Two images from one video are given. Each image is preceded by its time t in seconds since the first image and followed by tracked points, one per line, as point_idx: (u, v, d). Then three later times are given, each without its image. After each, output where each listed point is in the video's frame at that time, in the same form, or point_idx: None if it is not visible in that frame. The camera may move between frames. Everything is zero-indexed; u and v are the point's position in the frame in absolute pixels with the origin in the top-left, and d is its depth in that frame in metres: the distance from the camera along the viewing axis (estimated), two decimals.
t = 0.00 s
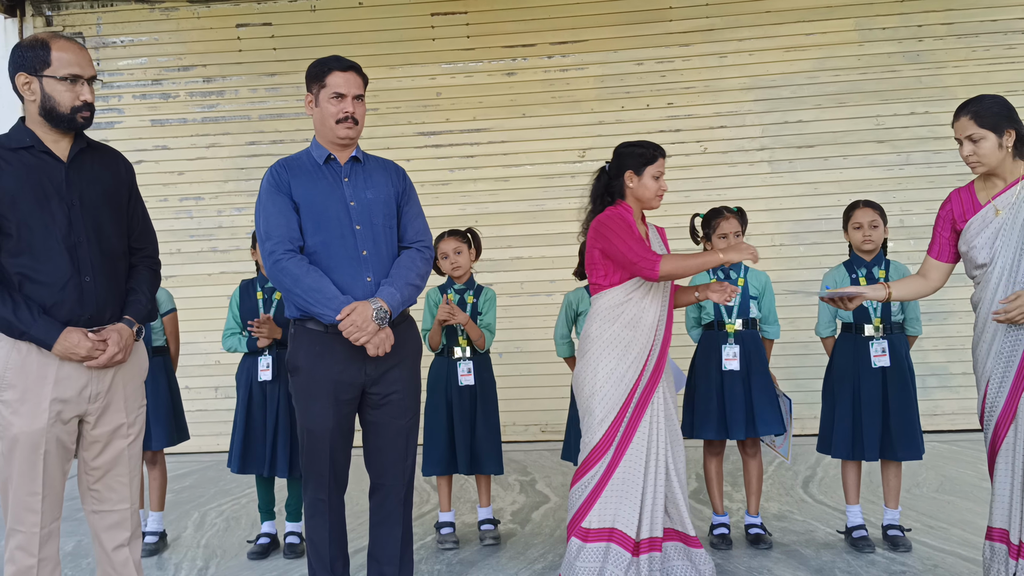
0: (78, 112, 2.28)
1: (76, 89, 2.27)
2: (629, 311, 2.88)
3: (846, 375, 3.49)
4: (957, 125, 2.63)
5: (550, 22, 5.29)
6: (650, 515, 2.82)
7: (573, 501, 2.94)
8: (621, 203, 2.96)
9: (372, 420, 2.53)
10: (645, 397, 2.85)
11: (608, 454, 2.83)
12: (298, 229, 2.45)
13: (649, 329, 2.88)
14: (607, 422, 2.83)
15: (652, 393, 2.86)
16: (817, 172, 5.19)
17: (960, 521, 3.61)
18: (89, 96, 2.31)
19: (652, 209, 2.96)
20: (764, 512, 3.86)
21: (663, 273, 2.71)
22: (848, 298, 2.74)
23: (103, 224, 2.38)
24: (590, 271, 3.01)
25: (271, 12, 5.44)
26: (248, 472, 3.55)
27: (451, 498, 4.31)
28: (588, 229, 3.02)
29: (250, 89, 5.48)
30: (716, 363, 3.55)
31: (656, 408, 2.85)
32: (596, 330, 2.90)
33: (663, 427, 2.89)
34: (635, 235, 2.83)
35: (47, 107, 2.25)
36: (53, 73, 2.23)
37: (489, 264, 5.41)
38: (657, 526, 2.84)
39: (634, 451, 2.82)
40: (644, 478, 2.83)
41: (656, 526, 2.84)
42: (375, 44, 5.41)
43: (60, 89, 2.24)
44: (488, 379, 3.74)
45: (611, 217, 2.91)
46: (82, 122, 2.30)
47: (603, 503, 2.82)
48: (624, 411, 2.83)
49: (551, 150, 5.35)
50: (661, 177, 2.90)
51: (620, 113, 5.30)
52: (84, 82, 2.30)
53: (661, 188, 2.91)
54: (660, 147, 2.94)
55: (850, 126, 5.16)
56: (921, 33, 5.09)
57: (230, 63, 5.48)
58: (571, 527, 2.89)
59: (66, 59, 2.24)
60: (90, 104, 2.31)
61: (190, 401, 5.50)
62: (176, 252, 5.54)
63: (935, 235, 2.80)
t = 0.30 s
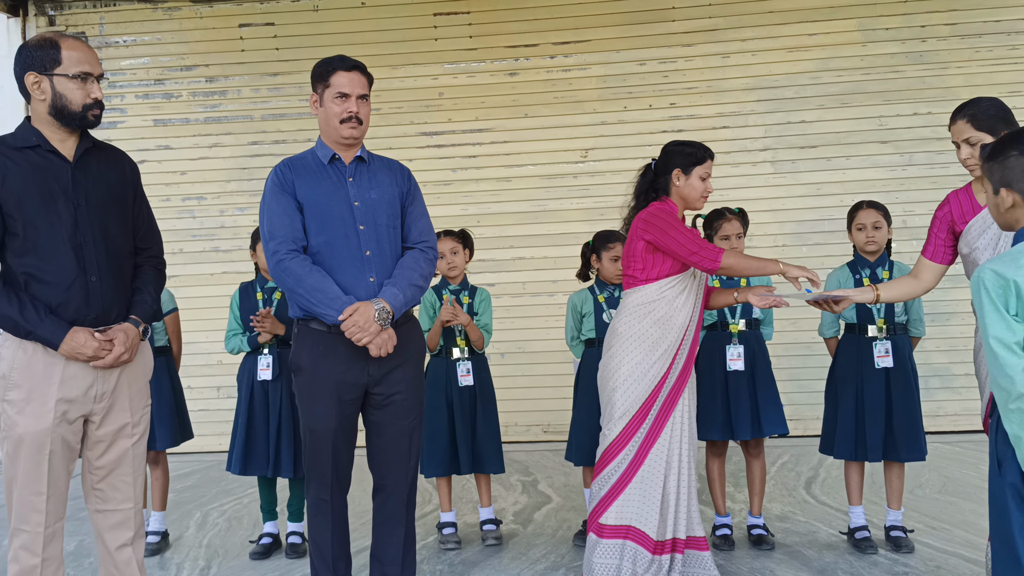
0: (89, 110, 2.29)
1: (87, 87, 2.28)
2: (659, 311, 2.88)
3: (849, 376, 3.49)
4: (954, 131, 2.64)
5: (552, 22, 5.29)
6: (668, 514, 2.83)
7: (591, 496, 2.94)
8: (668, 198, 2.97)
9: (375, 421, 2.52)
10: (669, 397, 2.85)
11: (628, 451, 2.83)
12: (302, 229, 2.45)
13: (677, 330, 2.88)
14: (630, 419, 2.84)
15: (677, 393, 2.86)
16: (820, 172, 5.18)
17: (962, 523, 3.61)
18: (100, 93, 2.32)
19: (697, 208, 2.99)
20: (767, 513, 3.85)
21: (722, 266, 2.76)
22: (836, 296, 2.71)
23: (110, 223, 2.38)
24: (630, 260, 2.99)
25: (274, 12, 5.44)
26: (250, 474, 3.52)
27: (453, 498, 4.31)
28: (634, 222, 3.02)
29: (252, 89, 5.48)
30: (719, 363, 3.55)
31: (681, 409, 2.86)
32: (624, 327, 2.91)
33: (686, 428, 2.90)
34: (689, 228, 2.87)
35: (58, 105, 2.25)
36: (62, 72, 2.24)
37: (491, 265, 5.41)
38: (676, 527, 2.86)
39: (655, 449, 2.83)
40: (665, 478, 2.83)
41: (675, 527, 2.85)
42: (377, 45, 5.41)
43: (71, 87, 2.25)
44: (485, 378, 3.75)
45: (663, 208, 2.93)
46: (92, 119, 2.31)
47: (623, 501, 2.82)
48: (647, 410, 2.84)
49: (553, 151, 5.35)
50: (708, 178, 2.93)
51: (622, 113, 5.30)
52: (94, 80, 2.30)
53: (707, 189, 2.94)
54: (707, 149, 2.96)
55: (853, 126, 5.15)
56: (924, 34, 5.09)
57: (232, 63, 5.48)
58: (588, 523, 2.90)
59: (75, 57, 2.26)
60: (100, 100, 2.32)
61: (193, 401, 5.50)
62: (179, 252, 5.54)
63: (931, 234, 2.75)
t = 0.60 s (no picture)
0: (94, 104, 2.28)
1: (91, 82, 2.27)
2: (672, 313, 2.89)
3: (853, 377, 3.49)
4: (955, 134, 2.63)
5: (556, 23, 5.29)
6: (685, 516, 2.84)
7: (606, 499, 2.94)
8: (681, 201, 2.97)
9: (379, 420, 2.52)
10: (684, 400, 2.86)
11: (643, 453, 2.85)
12: (307, 228, 2.45)
13: (691, 332, 2.89)
14: (644, 422, 2.85)
15: (691, 396, 2.87)
16: (824, 173, 5.18)
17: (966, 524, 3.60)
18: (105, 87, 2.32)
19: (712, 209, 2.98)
20: (770, 514, 3.85)
21: (729, 277, 2.76)
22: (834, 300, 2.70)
23: (116, 222, 2.38)
24: (642, 263, 3.00)
25: (278, 12, 5.44)
26: (252, 474, 3.51)
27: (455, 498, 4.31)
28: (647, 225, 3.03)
29: (256, 88, 5.48)
30: (723, 364, 3.55)
31: (695, 412, 2.87)
32: (637, 330, 2.92)
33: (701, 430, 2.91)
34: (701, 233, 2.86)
35: (62, 102, 2.25)
36: (66, 67, 2.24)
37: (494, 265, 5.41)
38: (694, 529, 2.85)
39: (671, 452, 2.84)
40: (680, 480, 2.84)
41: (692, 529, 2.86)
42: (381, 44, 5.41)
43: (75, 83, 2.25)
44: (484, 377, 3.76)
45: (675, 212, 2.92)
46: (98, 114, 2.30)
47: (639, 504, 2.83)
48: (662, 412, 2.85)
49: (557, 151, 5.35)
50: (722, 178, 2.92)
51: (626, 114, 5.29)
52: (98, 75, 2.30)
53: (722, 189, 2.92)
54: (722, 148, 2.94)
55: (857, 127, 5.15)
56: (929, 35, 5.08)
57: (237, 62, 5.49)
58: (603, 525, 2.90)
59: (77, 53, 2.26)
60: (105, 95, 2.32)
61: (195, 400, 5.50)
62: (182, 251, 5.55)
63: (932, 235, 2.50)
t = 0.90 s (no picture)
0: (96, 103, 2.28)
1: (93, 80, 2.27)
2: (670, 313, 2.88)
3: (856, 376, 3.48)
4: (964, 130, 2.64)
5: (559, 23, 5.28)
6: (687, 517, 2.83)
7: (607, 500, 2.93)
8: (680, 200, 2.96)
9: (382, 420, 2.52)
10: (684, 401, 2.86)
11: (644, 454, 2.84)
12: (310, 228, 2.45)
13: (690, 333, 2.88)
14: (644, 423, 2.85)
15: (692, 397, 2.86)
16: (827, 173, 5.17)
17: (970, 525, 3.59)
18: (107, 85, 2.31)
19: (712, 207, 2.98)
20: (773, 514, 3.84)
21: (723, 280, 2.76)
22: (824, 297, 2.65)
23: (119, 222, 2.37)
24: (640, 264, 3.02)
25: (281, 11, 5.44)
26: (253, 473, 3.52)
27: (458, 498, 4.30)
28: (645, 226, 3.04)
29: (259, 88, 5.48)
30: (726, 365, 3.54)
31: (696, 412, 2.87)
32: (637, 331, 2.91)
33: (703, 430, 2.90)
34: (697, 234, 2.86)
35: (65, 101, 2.25)
36: (67, 67, 2.24)
37: (496, 265, 5.40)
38: (697, 531, 2.84)
39: (671, 453, 2.84)
40: (681, 481, 2.84)
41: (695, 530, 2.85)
42: (384, 44, 5.41)
43: (77, 81, 2.24)
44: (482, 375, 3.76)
45: (670, 213, 2.92)
46: (100, 113, 2.30)
47: (640, 506, 2.83)
48: (663, 413, 2.85)
49: (560, 151, 5.34)
50: (721, 175, 2.91)
51: (629, 113, 5.29)
52: (100, 73, 2.30)
53: (721, 187, 2.91)
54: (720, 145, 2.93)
55: (861, 128, 5.14)
56: (932, 35, 5.07)
57: (240, 61, 5.49)
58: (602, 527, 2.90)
59: (79, 51, 2.26)
60: (108, 93, 2.31)
61: (198, 400, 5.50)
62: (185, 251, 5.55)
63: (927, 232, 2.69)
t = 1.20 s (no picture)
0: (103, 107, 2.28)
1: (101, 84, 2.27)
2: (662, 313, 2.87)
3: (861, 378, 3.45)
4: (984, 126, 2.60)
5: (562, 23, 5.28)
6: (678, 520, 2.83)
7: (595, 503, 2.93)
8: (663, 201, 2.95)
9: (385, 420, 2.52)
10: (675, 402, 2.84)
11: (634, 456, 2.84)
12: (313, 227, 2.44)
13: (681, 335, 2.86)
14: (635, 424, 2.84)
15: (682, 398, 2.85)
16: (831, 174, 5.16)
17: (973, 526, 3.58)
18: (115, 90, 2.31)
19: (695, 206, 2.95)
20: (776, 515, 3.84)
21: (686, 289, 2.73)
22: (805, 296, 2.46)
23: (122, 221, 2.37)
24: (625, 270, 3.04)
25: (284, 11, 5.45)
26: (257, 473, 3.52)
27: (460, 498, 4.30)
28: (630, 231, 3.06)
29: (262, 88, 5.48)
30: (730, 365, 3.53)
31: (687, 414, 2.85)
32: (628, 332, 2.91)
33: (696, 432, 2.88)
34: (669, 240, 2.84)
35: (72, 103, 2.25)
36: (76, 69, 2.24)
37: (499, 265, 5.40)
38: (689, 533, 2.82)
39: (662, 455, 2.83)
40: (672, 483, 2.83)
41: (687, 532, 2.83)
42: (387, 44, 5.41)
43: (85, 85, 2.25)
44: (482, 376, 3.75)
45: (647, 216, 2.92)
46: (107, 117, 2.30)
47: (630, 508, 2.82)
48: (653, 415, 2.84)
49: (562, 151, 5.34)
50: (699, 171, 2.88)
51: (632, 114, 5.28)
52: (109, 77, 2.30)
53: (700, 183, 2.88)
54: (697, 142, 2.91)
55: (864, 128, 5.13)
56: (936, 35, 5.06)
57: (243, 62, 5.49)
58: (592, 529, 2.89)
59: (90, 54, 2.26)
60: (115, 97, 2.31)
61: (201, 400, 5.51)
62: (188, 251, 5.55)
63: (934, 231, 2.75)
